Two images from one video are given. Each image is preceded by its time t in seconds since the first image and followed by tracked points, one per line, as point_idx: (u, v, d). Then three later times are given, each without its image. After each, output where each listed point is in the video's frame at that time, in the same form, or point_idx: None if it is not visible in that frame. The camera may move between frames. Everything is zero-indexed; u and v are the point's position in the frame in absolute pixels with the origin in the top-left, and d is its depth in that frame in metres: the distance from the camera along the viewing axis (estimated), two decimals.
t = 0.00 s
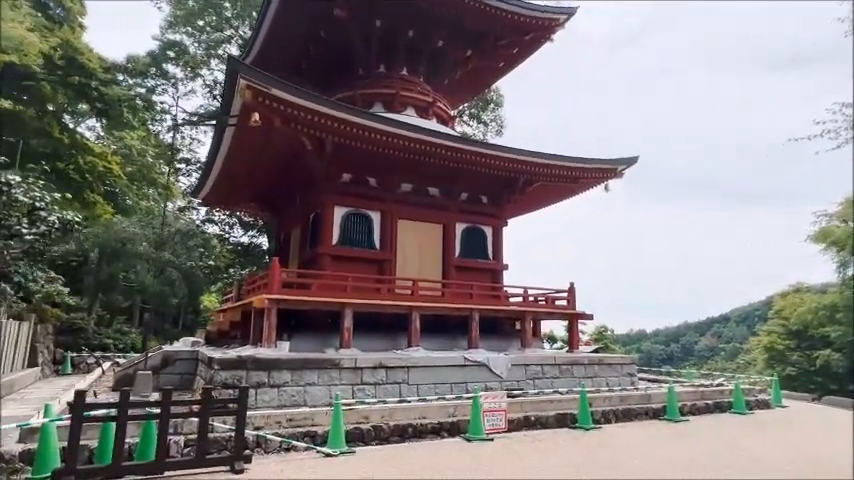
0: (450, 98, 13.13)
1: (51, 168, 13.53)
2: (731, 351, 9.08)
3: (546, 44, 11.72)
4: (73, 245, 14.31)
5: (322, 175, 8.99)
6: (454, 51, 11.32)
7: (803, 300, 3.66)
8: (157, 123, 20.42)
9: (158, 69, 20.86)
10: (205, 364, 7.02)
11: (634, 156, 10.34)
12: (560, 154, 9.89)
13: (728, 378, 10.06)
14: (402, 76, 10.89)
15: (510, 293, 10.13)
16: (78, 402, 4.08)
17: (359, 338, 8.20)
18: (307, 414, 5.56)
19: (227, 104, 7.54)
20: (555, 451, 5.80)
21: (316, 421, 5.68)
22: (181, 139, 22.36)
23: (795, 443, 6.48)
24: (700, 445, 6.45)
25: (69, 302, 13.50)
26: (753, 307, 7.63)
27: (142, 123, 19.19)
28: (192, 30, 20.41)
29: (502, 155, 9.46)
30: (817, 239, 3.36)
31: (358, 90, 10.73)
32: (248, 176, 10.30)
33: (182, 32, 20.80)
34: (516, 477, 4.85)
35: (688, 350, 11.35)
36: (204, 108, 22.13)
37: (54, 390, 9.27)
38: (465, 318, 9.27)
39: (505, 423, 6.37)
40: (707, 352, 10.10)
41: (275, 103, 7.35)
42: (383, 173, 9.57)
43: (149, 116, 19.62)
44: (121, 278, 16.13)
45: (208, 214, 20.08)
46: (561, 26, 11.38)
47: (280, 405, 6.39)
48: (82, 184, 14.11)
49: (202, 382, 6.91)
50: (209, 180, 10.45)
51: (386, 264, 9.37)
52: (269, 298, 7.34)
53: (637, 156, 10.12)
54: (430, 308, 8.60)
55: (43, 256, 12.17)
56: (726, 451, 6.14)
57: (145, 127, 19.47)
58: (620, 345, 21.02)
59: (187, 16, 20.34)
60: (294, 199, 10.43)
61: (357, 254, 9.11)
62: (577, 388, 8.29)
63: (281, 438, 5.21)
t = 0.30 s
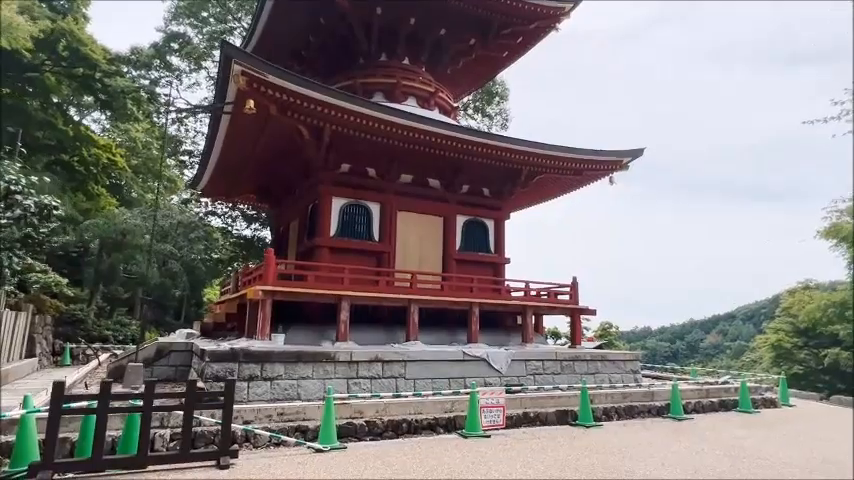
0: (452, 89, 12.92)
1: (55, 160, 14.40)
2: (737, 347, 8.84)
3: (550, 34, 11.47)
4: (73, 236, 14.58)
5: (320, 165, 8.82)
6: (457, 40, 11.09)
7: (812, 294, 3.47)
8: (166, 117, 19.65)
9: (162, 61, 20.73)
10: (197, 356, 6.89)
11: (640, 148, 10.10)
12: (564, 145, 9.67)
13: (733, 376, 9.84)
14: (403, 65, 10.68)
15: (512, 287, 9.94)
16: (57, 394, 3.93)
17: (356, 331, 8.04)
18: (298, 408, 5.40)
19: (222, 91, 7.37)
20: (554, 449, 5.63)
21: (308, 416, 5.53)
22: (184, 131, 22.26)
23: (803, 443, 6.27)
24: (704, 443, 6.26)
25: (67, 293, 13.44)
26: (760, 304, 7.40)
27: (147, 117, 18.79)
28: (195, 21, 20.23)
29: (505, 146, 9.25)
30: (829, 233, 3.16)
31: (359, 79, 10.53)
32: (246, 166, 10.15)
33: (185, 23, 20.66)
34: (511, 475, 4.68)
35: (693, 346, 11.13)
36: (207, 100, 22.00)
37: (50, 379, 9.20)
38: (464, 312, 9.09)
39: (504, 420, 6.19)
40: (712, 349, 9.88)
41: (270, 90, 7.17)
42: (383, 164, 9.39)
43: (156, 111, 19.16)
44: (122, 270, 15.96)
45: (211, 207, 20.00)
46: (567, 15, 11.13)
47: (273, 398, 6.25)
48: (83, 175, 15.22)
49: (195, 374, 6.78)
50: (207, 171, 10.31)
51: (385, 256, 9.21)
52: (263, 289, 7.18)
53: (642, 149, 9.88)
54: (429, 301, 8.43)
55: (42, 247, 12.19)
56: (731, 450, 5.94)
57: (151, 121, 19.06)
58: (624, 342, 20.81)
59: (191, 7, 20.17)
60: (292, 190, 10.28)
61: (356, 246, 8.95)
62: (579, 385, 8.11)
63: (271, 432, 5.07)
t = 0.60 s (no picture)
0: (454, 82, 12.70)
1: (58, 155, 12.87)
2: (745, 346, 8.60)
3: (554, 25, 11.21)
4: (73, 230, 14.40)
5: (318, 158, 8.65)
6: (458, 31, 10.85)
7: (823, 292, 3.26)
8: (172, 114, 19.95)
9: (166, 56, 20.60)
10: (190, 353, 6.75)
11: (646, 142, 9.85)
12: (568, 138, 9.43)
13: (740, 376, 9.60)
14: (404, 57, 10.47)
15: (514, 283, 9.74)
16: (32, 395, 3.77)
17: (353, 328, 7.88)
18: (289, 408, 5.23)
19: (215, 81, 7.19)
20: (553, 450, 5.45)
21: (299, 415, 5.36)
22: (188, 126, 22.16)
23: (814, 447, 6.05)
24: (709, 446, 6.05)
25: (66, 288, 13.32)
26: (769, 303, 7.16)
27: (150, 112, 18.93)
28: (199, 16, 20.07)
29: (507, 139, 9.02)
30: (842, 229, 2.92)
31: (358, 71, 10.33)
32: (243, 160, 10.00)
33: (189, 18, 20.51)
34: None
35: (700, 345, 10.89)
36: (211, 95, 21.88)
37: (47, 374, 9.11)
38: (465, 309, 8.90)
39: (502, 420, 6.01)
40: (720, 348, 9.64)
41: (263, 81, 6.99)
42: (382, 157, 9.20)
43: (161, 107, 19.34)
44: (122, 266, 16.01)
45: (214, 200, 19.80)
46: (571, 6, 10.86)
47: (265, 397, 6.09)
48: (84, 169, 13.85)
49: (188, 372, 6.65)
50: (204, 165, 10.15)
51: (383, 252, 9.03)
52: (257, 285, 7.02)
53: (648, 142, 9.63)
54: (428, 298, 8.24)
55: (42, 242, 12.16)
56: (738, 453, 5.73)
57: (156, 117, 19.18)
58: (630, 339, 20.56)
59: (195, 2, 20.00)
60: (291, 184, 10.12)
61: (353, 241, 8.78)
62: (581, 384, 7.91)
63: (259, 433, 4.91)
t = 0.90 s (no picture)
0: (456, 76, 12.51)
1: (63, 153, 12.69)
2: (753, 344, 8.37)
3: (557, 17, 10.99)
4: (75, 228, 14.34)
5: (315, 153, 8.49)
6: (460, 23, 10.64)
7: (834, 286, 3.06)
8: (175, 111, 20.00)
9: (169, 53, 20.51)
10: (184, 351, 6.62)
11: (652, 135, 9.62)
12: (571, 132, 9.22)
13: (749, 374, 9.38)
14: (404, 49, 10.29)
15: (516, 280, 9.56)
16: (11, 396, 3.65)
17: (352, 325, 7.73)
18: (281, 408, 5.11)
19: (209, 75, 7.05)
20: (554, 452, 5.26)
21: (293, 415, 5.22)
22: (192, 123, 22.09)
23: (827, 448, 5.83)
24: (716, 446, 5.85)
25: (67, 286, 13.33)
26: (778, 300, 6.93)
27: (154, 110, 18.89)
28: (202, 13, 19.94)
29: (508, 132, 8.82)
30: None
31: (357, 64, 10.16)
32: (242, 156, 9.86)
33: (192, 15, 20.39)
34: None
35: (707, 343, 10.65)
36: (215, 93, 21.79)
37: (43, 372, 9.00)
38: (466, 305, 8.73)
39: (502, 420, 5.84)
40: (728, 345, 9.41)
41: (257, 73, 6.83)
42: (381, 152, 9.04)
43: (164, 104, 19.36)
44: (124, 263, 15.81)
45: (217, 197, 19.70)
46: None
47: (259, 396, 5.96)
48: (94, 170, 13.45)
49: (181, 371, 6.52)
50: (202, 161, 10.03)
51: (383, 247, 8.87)
52: (252, 282, 6.88)
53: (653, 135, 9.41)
54: (428, 295, 8.08)
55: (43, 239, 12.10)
56: (746, 454, 5.53)
57: (160, 114, 19.20)
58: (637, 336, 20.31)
59: None
60: (289, 180, 9.98)
61: (351, 237, 8.62)
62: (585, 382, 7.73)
63: (250, 434, 4.78)
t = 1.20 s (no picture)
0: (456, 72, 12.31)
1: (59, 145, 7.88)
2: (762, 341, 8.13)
3: (558, 9, 10.76)
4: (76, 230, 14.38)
5: (311, 150, 8.33)
6: (459, 17, 10.44)
7: (847, 282, 2.84)
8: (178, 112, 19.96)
9: (172, 54, 20.47)
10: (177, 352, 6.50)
11: (655, 128, 9.38)
12: (572, 125, 9.00)
13: (758, 372, 9.13)
14: (402, 44, 10.11)
15: (518, 278, 9.36)
16: None
17: (349, 325, 7.56)
18: (272, 411, 4.97)
19: (200, 71, 6.90)
20: (553, 455, 5.07)
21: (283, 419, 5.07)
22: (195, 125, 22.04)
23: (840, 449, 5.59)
24: (723, 448, 5.63)
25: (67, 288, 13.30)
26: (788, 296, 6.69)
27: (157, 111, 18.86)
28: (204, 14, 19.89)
29: (508, 126, 8.62)
30: None
31: (354, 60, 9.99)
32: (237, 154, 9.72)
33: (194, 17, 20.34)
34: None
35: (715, 340, 10.39)
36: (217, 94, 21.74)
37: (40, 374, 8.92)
38: (466, 304, 8.54)
39: (501, 422, 5.65)
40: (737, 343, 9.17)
41: (248, 68, 6.67)
42: (378, 148, 8.86)
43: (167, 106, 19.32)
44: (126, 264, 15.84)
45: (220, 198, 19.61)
46: None
47: (252, 398, 5.81)
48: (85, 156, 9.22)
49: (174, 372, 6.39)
50: (198, 160, 9.91)
51: (381, 246, 8.69)
52: (245, 282, 6.72)
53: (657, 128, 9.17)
54: (426, 293, 7.90)
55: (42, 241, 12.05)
56: (753, 456, 5.32)
57: (162, 115, 19.16)
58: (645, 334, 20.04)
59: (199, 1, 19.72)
60: (287, 178, 9.83)
61: (348, 235, 8.46)
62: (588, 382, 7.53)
63: (238, 438, 4.64)
